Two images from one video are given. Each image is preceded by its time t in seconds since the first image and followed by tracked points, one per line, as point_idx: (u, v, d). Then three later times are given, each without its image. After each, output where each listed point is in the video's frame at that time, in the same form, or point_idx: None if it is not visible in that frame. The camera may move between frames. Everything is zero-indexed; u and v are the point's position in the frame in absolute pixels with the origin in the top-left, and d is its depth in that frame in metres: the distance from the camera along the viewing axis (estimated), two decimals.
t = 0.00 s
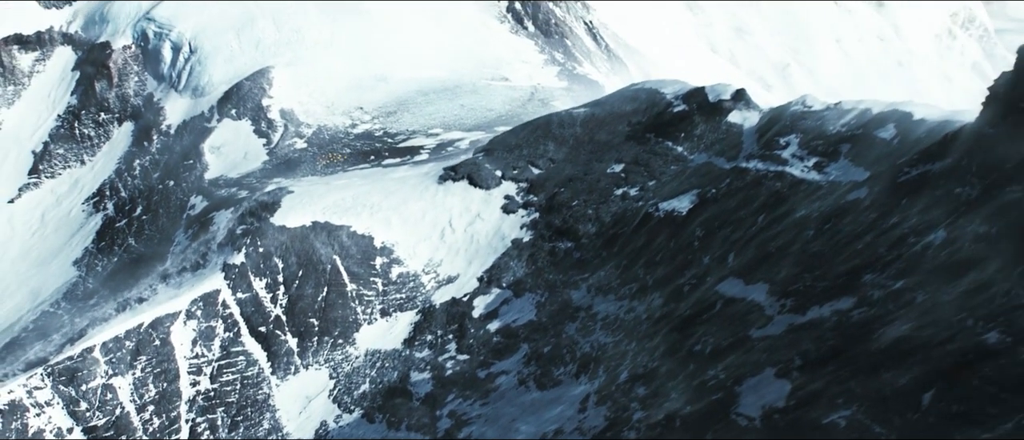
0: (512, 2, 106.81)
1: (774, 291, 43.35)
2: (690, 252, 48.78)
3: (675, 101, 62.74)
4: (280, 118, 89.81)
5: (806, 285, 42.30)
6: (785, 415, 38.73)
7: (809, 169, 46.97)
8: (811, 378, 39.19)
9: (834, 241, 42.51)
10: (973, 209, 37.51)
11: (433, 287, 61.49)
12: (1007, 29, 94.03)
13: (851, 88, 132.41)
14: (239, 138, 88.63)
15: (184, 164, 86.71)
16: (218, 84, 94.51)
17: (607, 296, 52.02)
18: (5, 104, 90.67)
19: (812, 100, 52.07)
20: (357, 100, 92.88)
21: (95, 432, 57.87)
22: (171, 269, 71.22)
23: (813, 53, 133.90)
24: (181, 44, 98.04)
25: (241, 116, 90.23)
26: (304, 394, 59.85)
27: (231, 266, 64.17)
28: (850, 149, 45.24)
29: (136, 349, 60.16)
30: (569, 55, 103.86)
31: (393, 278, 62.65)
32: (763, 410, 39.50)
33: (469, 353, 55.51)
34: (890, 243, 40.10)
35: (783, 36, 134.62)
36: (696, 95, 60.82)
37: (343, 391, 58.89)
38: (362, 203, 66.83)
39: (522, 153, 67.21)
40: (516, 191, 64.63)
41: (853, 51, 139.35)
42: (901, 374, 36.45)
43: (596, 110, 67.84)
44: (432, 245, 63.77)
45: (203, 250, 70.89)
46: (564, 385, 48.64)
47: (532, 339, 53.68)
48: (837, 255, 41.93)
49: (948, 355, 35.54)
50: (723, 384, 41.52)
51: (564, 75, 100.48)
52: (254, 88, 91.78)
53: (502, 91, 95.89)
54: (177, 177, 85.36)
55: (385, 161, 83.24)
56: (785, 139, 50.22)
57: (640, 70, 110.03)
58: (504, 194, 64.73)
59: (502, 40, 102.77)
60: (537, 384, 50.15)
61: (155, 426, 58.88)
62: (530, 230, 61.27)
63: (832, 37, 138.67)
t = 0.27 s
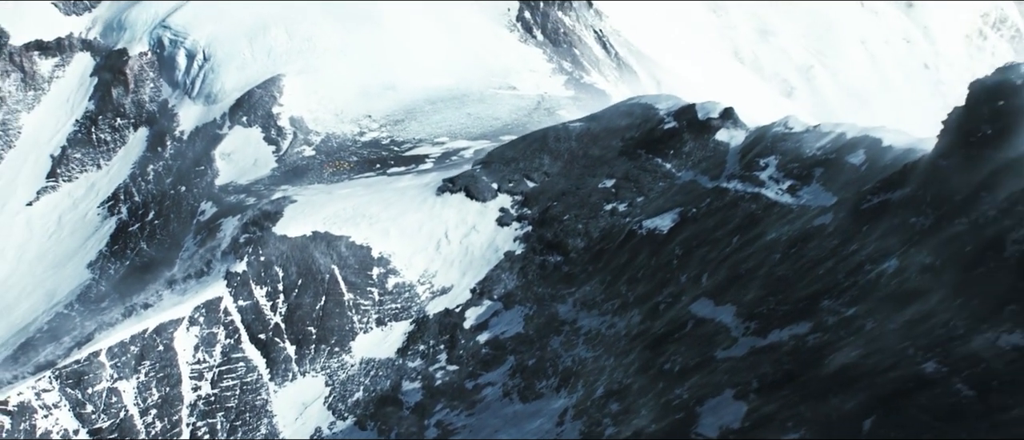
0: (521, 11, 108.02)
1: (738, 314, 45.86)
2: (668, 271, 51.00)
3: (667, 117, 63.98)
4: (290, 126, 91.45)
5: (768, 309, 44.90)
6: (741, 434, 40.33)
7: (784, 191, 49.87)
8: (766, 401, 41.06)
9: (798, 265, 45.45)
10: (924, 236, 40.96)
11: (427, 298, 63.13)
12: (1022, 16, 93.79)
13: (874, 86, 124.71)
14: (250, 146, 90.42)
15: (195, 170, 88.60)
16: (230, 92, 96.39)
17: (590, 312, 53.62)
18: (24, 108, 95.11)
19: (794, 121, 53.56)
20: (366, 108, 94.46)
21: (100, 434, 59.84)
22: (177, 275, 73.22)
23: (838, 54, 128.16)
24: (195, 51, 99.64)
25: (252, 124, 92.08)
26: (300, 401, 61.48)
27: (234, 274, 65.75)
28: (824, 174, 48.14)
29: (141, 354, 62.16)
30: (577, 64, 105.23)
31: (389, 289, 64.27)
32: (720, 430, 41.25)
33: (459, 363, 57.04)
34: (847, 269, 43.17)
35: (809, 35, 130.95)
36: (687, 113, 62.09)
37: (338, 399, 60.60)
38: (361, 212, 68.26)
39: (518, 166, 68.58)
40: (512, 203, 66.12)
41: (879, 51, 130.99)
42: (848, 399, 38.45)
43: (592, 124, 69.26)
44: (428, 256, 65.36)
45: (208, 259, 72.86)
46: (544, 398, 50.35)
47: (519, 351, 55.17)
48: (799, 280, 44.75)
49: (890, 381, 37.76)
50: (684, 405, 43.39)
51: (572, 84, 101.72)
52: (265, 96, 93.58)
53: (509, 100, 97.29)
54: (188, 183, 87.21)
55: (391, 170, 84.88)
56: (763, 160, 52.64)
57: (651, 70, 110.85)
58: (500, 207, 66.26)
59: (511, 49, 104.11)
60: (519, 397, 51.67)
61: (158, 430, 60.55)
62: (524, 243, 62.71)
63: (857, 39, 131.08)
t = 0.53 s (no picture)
0: (528, 20, 109.17)
1: (712, 332, 52.63)
2: (650, 286, 56.36)
3: (658, 132, 65.21)
4: (297, 134, 93.03)
5: (739, 328, 51.74)
6: None
7: (761, 211, 55.50)
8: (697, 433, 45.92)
9: (768, 285, 52.10)
10: (887, 260, 47.92)
11: (422, 308, 64.64)
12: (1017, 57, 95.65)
13: (893, 91, 125.70)
14: (257, 154, 91.91)
15: (204, 177, 90.27)
16: (239, 99, 98.11)
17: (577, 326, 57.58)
18: (40, 114, 98.11)
19: (777, 140, 57.36)
20: (373, 116, 95.90)
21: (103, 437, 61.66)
22: (182, 281, 75.07)
23: (857, 59, 129.15)
24: (206, 59, 101.51)
25: (259, 132, 93.67)
26: (296, 408, 62.93)
27: (235, 282, 66.66)
28: (799, 194, 54.17)
29: (144, 360, 63.77)
30: (583, 74, 106.15)
31: (385, 299, 65.65)
32: None
33: (448, 374, 58.68)
34: (814, 292, 50.07)
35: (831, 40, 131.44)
36: (676, 129, 63.47)
37: (333, 406, 62.39)
38: (360, 222, 69.34)
39: (514, 178, 69.71)
40: (507, 215, 67.31)
41: (899, 56, 131.29)
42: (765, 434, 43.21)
43: (587, 137, 70.59)
44: (423, 266, 66.79)
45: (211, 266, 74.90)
46: (527, 411, 54.99)
47: (507, 362, 57.74)
48: (768, 301, 51.63)
49: (842, 404, 46.22)
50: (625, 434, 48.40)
51: (577, 93, 102.65)
52: (273, 104, 95.32)
53: (514, 109, 98.39)
54: (197, 190, 88.84)
55: (394, 179, 86.46)
56: (744, 179, 57.71)
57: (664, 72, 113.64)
58: (495, 218, 67.44)
59: (518, 59, 105.36)
60: (506, 410, 55.66)
61: (159, 434, 62.18)
62: (518, 255, 63.33)
63: (878, 45, 131.56)
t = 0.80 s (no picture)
0: (536, 27, 110.57)
1: (687, 347, 53.79)
2: (635, 299, 58.56)
3: (653, 145, 69.07)
4: (305, 140, 94.58)
5: (712, 343, 52.88)
6: None
7: (742, 227, 58.87)
8: None
9: (744, 302, 54.08)
10: (854, 280, 50.28)
11: (419, 315, 65.94)
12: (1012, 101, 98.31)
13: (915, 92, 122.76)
14: (267, 159, 93.37)
15: (214, 181, 91.48)
16: (249, 105, 99.57)
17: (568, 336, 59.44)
18: (56, 117, 99.78)
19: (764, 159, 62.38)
20: (381, 123, 97.28)
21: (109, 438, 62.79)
22: (188, 285, 77.12)
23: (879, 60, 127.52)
24: (218, 65, 103.31)
25: (269, 137, 95.17)
26: (295, 412, 64.14)
27: (238, 287, 67.79)
28: (780, 210, 57.85)
29: (149, 363, 64.79)
30: (589, 81, 106.88)
31: (384, 306, 67.03)
32: None
33: (442, 381, 60.56)
34: (785, 311, 51.81)
35: (847, 43, 130.22)
36: (672, 141, 68.22)
37: (330, 411, 63.74)
38: (361, 229, 70.64)
39: (512, 188, 70.90)
40: (504, 225, 68.57)
41: (922, 58, 128.05)
42: None
43: (585, 148, 72.75)
44: (421, 273, 68.18)
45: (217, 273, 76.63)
46: (515, 419, 56.13)
47: (499, 370, 59.63)
48: (742, 318, 53.19)
49: (802, 422, 45.94)
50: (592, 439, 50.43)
51: (584, 100, 103.51)
52: (282, 110, 97.00)
53: (521, 116, 99.51)
54: (207, 194, 90.06)
55: (399, 185, 87.85)
56: (731, 193, 61.38)
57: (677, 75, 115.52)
58: (492, 228, 68.70)
59: (525, 66, 106.56)
60: (495, 417, 57.02)
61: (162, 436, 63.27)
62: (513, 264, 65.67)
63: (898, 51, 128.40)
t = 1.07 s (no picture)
0: (544, 33, 111.88)
1: (664, 360, 60.24)
2: (618, 312, 63.64)
3: (645, 157, 72.95)
4: (313, 145, 96.12)
5: (688, 357, 59.61)
6: None
7: (721, 242, 64.53)
8: None
9: (716, 318, 60.45)
10: (816, 300, 57.45)
11: (415, 321, 68.00)
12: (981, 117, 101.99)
13: (937, 91, 122.30)
14: (275, 163, 95.10)
15: (224, 184, 93.37)
16: (259, 110, 101.11)
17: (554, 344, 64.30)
18: (73, 119, 100.74)
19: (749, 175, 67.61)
20: (388, 127, 98.84)
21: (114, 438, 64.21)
22: (195, 288, 79.75)
23: (902, 60, 128.82)
24: (230, 70, 105.13)
25: (277, 142, 96.77)
26: (293, 414, 66.05)
27: (241, 291, 68.70)
28: (757, 227, 63.83)
29: (153, 364, 65.86)
30: (596, 87, 107.91)
31: (381, 311, 68.64)
32: None
33: (434, 387, 64.87)
34: (752, 328, 58.51)
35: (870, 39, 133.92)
36: (662, 155, 71.82)
37: (327, 414, 65.64)
38: (360, 235, 71.91)
39: (508, 197, 72.79)
40: (500, 233, 70.42)
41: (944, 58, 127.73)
42: None
43: (581, 159, 75.26)
44: (419, 280, 69.83)
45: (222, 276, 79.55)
46: (500, 426, 61.62)
47: (489, 377, 64.28)
48: (713, 335, 59.79)
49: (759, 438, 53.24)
50: None
51: (589, 106, 104.61)
52: (291, 115, 98.63)
53: (526, 122, 100.90)
54: (217, 197, 91.89)
55: (404, 191, 90.35)
56: (714, 208, 66.79)
57: (690, 76, 117.58)
58: (488, 236, 70.49)
59: (531, 72, 107.95)
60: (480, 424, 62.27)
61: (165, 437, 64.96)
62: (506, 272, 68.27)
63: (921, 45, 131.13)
